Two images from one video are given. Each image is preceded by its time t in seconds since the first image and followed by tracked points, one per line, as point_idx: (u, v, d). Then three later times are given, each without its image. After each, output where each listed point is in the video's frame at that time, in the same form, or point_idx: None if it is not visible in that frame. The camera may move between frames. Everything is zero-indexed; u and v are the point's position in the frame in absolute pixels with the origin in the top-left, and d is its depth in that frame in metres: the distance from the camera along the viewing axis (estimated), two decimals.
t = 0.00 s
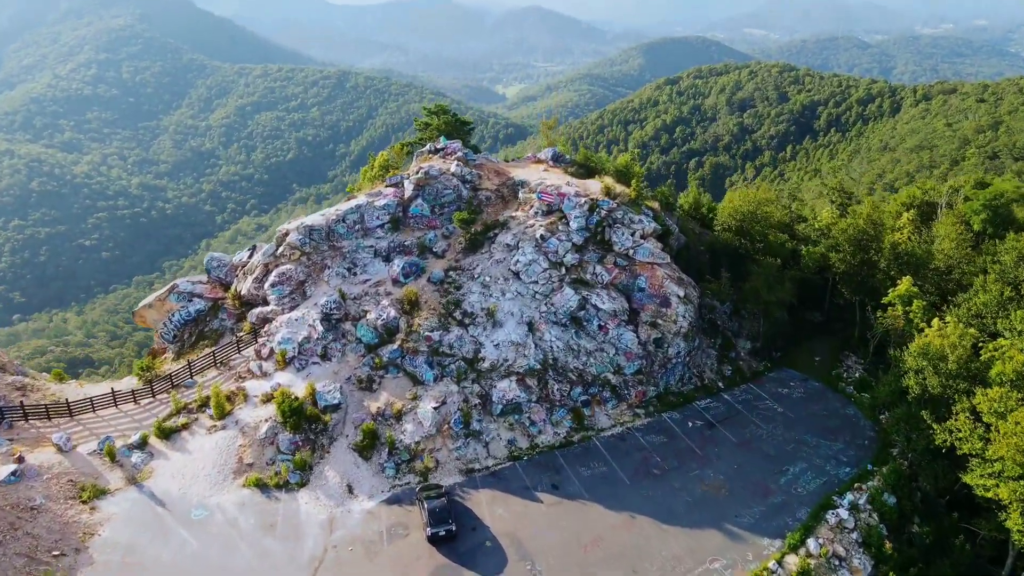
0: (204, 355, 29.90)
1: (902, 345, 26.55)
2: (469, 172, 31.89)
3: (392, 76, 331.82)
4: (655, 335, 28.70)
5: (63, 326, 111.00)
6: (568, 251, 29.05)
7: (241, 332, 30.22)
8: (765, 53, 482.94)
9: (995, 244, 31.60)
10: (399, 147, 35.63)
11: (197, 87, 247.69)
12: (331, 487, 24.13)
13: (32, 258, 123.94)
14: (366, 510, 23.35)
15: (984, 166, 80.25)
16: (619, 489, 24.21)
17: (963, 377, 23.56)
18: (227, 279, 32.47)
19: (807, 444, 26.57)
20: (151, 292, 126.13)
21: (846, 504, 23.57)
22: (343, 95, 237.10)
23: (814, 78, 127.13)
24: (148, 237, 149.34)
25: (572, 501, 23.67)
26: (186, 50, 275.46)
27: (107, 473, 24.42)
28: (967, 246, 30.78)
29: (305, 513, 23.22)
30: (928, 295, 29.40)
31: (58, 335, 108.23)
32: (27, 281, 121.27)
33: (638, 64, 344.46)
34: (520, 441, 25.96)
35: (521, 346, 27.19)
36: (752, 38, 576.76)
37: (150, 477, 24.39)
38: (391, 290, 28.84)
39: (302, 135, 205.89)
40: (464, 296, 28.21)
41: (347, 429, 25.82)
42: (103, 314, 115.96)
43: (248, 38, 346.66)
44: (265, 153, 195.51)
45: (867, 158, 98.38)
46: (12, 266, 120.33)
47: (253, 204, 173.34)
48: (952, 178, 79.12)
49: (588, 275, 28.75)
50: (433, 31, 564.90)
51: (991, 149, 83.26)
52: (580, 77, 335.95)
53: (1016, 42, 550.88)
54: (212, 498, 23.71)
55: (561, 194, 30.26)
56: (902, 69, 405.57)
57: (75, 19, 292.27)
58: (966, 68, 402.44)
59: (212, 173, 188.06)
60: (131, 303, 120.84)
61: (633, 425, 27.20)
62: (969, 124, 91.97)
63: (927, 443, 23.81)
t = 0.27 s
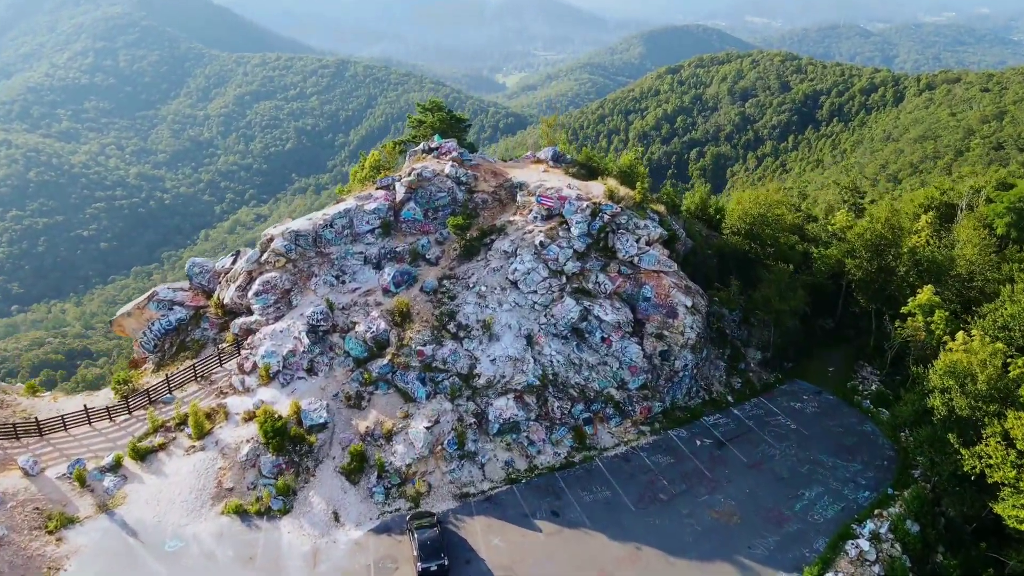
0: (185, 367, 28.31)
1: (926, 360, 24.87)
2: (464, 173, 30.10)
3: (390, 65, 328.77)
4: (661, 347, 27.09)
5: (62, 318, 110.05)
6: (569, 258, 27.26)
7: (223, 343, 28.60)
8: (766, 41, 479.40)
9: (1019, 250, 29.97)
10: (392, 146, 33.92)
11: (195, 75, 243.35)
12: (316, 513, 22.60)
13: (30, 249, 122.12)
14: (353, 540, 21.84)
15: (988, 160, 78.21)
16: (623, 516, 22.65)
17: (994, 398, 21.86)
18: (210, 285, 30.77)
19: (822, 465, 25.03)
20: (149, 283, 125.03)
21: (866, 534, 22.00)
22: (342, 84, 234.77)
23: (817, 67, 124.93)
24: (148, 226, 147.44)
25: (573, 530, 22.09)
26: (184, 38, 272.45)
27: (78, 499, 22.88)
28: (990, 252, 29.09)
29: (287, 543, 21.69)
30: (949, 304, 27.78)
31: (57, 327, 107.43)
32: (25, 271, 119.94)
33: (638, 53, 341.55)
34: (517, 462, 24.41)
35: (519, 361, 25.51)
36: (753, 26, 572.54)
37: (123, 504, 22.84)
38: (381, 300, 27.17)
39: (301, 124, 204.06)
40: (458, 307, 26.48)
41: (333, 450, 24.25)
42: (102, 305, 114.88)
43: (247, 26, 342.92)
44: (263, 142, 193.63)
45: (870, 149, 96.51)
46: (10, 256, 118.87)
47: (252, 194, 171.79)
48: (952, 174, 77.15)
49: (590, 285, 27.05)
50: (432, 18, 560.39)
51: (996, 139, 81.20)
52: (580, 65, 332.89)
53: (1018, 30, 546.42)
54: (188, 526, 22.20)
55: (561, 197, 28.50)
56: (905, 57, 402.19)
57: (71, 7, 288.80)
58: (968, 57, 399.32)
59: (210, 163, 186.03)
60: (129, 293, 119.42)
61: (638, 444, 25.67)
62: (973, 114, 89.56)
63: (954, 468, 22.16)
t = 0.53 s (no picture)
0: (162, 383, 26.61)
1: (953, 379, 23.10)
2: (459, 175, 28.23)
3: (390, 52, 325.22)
4: (668, 364, 25.39)
5: (60, 307, 109.83)
6: (570, 268, 25.38)
7: (203, 357, 26.88)
8: (768, 28, 475.21)
9: None
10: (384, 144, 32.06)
11: (193, 65, 238.54)
12: (297, 548, 20.95)
13: (28, 238, 120.01)
14: None
15: (994, 149, 76.29)
16: (629, 550, 20.95)
17: None
18: (190, 295, 29.00)
19: (841, 492, 23.37)
20: (148, 272, 124.27)
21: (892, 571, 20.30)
22: (341, 72, 232.02)
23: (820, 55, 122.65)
24: (147, 215, 145.46)
25: (575, 567, 20.37)
26: (181, 25, 268.76)
27: (41, 532, 21.25)
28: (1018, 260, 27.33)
29: None
30: (975, 316, 26.04)
31: (54, 318, 105.76)
32: (23, 260, 118.12)
33: (640, 41, 338.13)
34: (515, 489, 22.77)
35: (516, 380, 23.78)
36: (754, 13, 567.53)
37: (90, 537, 21.18)
38: (370, 314, 25.39)
39: (300, 113, 201.94)
40: (451, 321, 24.71)
41: (317, 477, 22.57)
42: (101, 294, 114.10)
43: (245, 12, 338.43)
44: (261, 131, 191.49)
45: (873, 139, 94.62)
46: (7, 246, 117.36)
47: (251, 183, 169.99)
48: (956, 166, 75.50)
49: (593, 297, 25.26)
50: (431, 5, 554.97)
51: (1002, 129, 79.18)
52: (581, 53, 329.54)
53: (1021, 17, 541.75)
54: (159, 562, 20.58)
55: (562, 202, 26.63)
56: (907, 44, 398.52)
57: None
58: (971, 44, 395.70)
59: (208, 152, 183.57)
60: (128, 283, 118.35)
61: (644, 467, 24.01)
62: (979, 103, 87.33)
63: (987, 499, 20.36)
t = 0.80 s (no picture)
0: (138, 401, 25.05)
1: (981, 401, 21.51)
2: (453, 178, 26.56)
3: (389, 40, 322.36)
4: (676, 381, 23.81)
5: (58, 297, 108.13)
6: (572, 281, 23.69)
7: (182, 373, 25.31)
8: (770, 15, 471.53)
9: None
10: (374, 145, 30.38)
11: (191, 52, 235.42)
12: None
13: (25, 228, 118.60)
14: None
15: (1000, 138, 74.30)
16: None
17: None
18: (169, 305, 27.41)
19: (861, 521, 21.85)
20: (146, 261, 124.34)
21: None
22: (340, 60, 229.66)
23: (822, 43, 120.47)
24: (146, 204, 143.91)
25: None
26: (179, 13, 265.77)
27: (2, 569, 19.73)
28: None
29: None
30: (1002, 329, 24.41)
31: (52, 308, 104.77)
32: (21, 250, 117.66)
33: (641, 28, 335.28)
34: (512, 518, 21.22)
35: (513, 401, 22.20)
36: None
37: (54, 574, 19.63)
38: (357, 329, 23.75)
39: (299, 101, 200.26)
40: (444, 337, 23.06)
41: (300, 506, 21.01)
42: (98, 285, 112.65)
43: None
44: (260, 119, 189.74)
45: (877, 128, 92.73)
46: (5, 236, 116.19)
47: (250, 172, 168.38)
48: (961, 156, 73.70)
49: (596, 311, 23.60)
50: None
51: (1007, 118, 77.16)
52: (582, 40, 326.29)
53: None
54: None
55: (563, 208, 24.92)
56: (910, 32, 395.27)
57: None
58: (974, 31, 392.53)
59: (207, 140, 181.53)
60: (126, 273, 118.23)
61: (651, 493, 22.46)
62: (983, 92, 85.25)
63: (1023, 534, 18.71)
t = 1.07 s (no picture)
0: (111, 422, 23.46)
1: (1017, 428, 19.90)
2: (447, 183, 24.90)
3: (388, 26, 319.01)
4: (683, 402, 22.29)
5: (56, 287, 106.67)
6: (575, 295, 22.04)
7: (158, 392, 23.80)
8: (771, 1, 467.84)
9: None
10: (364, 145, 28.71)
11: (188, 39, 232.93)
12: None
13: (22, 216, 116.57)
14: None
15: (1006, 126, 72.22)
16: None
17: None
18: (145, 317, 25.88)
19: (884, 556, 20.34)
20: (144, 249, 123.95)
21: None
22: (339, 46, 227.01)
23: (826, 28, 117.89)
24: (144, 192, 142.42)
25: None
26: None
27: None
28: None
29: None
30: None
31: (50, 297, 103.42)
32: (18, 239, 115.47)
33: (642, 14, 332.17)
34: (509, 553, 19.70)
35: (511, 426, 20.61)
36: None
37: None
38: (344, 346, 22.14)
39: (297, 88, 198.31)
40: (436, 357, 21.44)
41: (281, 542, 19.46)
42: (96, 275, 111.45)
43: None
44: (258, 106, 187.85)
45: (879, 115, 90.71)
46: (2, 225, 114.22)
47: (248, 160, 166.81)
48: (965, 145, 71.85)
49: (599, 327, 22.01)
50: None
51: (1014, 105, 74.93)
52: (582, 26, 322.90)
53: None
54: None
55: (564, 215, 23.26)
56: (913, 17, 391.78)
57: None
58: (976, 17, 389.43)
59: (205, 128, 179.58)
60: (125, 262, 117.90)
61: (658, 524, 20.92)
62: (988, 79, 83.00)
63: None
